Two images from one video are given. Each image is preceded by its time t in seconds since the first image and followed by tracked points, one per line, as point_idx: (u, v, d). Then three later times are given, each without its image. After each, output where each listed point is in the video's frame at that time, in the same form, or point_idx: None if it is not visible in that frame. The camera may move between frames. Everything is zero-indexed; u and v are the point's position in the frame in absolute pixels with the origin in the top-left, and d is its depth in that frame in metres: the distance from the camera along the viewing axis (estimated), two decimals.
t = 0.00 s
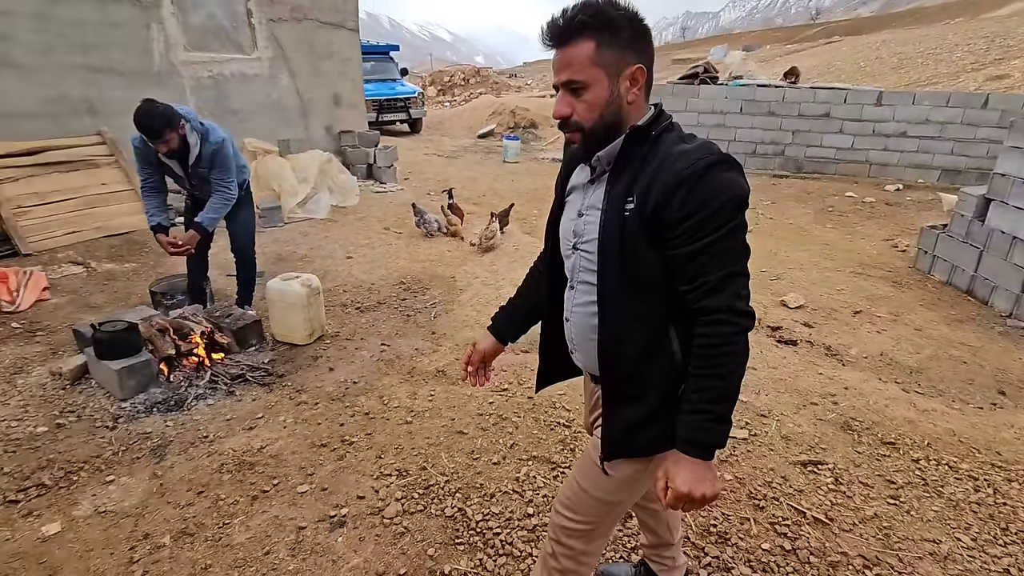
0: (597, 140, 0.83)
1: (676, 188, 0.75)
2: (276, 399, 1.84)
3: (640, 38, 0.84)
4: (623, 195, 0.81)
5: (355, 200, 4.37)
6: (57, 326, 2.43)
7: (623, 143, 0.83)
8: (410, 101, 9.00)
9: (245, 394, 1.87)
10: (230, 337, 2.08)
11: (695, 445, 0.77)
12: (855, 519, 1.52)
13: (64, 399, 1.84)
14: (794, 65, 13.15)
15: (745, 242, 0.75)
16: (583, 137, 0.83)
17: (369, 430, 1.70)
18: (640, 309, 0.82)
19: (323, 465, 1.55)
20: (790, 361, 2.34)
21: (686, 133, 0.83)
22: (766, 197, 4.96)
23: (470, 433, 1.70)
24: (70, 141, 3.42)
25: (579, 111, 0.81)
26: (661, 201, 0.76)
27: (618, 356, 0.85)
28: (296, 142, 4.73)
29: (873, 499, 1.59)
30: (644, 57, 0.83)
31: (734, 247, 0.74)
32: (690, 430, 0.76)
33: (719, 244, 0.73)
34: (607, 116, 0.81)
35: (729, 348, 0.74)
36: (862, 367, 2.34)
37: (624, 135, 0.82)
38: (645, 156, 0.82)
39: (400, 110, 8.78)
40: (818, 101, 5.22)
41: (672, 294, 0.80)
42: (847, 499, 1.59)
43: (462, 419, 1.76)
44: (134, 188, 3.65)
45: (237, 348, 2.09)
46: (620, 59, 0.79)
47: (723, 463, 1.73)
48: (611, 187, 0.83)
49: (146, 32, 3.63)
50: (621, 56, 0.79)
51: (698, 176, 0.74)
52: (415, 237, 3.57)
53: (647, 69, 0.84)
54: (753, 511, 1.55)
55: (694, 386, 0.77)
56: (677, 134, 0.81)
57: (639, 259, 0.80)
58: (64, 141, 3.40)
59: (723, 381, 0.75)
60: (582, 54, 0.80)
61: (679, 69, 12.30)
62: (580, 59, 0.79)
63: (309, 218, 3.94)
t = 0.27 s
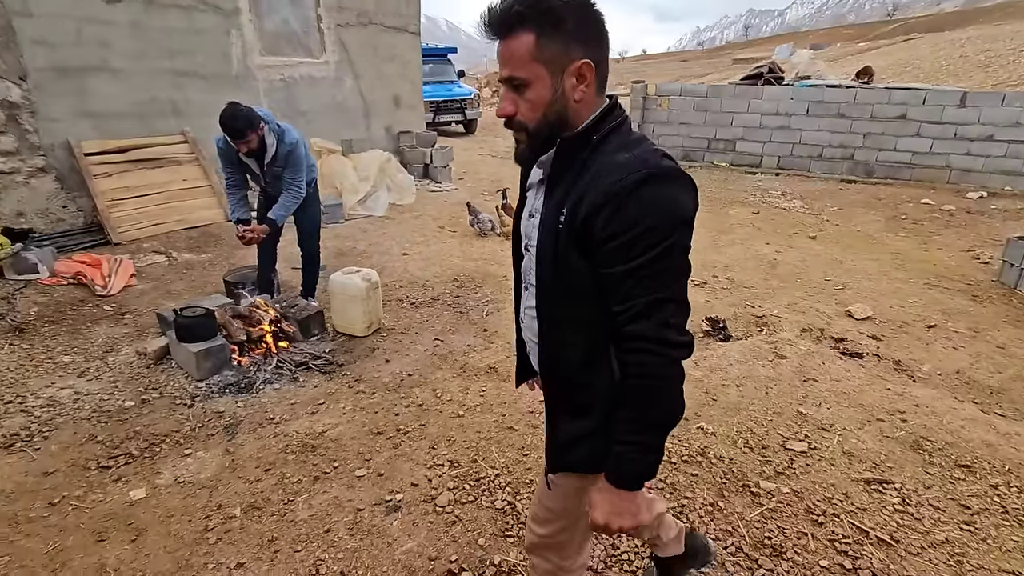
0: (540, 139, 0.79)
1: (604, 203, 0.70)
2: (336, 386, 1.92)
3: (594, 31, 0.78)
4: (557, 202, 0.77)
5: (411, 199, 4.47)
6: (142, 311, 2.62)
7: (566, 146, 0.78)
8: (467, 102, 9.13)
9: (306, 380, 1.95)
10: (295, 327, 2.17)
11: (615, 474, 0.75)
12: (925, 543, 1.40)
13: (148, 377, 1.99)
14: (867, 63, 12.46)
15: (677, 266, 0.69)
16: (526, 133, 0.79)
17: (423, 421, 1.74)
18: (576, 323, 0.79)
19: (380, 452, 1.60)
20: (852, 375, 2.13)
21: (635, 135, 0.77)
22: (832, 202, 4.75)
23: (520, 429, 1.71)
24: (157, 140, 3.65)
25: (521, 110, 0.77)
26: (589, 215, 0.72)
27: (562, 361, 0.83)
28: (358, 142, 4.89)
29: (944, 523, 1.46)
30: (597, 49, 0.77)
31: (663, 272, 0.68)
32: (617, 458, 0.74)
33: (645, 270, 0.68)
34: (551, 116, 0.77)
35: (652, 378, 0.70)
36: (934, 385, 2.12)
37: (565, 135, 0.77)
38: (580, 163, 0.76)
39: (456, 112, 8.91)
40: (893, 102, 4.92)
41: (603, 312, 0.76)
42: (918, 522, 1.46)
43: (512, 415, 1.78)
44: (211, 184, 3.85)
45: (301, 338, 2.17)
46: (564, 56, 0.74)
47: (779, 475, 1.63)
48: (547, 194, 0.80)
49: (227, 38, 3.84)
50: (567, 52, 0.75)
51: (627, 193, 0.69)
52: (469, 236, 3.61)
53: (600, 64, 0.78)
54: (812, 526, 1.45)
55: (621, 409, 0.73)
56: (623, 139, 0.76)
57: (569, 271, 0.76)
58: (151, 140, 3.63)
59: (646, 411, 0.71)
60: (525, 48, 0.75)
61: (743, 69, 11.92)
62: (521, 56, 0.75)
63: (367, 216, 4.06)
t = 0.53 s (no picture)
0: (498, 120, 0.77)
1: (535, 182, 0.67)
2: (385, 380, 1.96)
3: (566, 14, 0.75)
4: (508, 181, 0.76)
5: (459, 199, 4.53)
6: (207, 301, 2.74)
7: (520, 126, 0.76)
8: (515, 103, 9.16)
9: (357, 372, 2.00)
10: (347, 321, 2.22)
11: (487, 467, 0.70)
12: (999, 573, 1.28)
13: (212, 363, 2.08)
14: (937, 62, 11.81)
15: (596, 260, 0.64)
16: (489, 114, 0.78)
17: (468, 417, 1.76)
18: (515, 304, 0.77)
19: (427, 445, 1.63)
20: (919, 390, 1.99)
21: (593, 122, 0.73)
22: (897, 208, 4.54)
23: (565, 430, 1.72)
24: (224, 139, 3.82)
25: (484, 90, 0.76)
26: (522, 193, 0.70)
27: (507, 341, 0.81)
28: (410, 142, 4.98)
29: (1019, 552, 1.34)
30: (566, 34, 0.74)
31: (578, 262, 0.64)
32: (487, 444, 0.69)
33: (557, 253, 0.64)
34: (511, 97, 0.76)
35: (551, 371, 0.65)
36: (1011, 405, 1.96)
37: (518, 115, 0.76)
38: (533, 144, 0.74)
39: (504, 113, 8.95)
40: (969, 103, 4.67)
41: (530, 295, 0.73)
42: (990, 550, 1.34)
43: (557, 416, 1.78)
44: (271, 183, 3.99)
45: (352, 331, 2.23)
46: (524, 37, 0.72)
47: (836, 491, 1.52)
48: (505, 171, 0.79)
49: (289, 43, 3.99)
50: (527, 30, 0.72)
51: (554, 173, 0.66)
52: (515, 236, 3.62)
53: (569, 48, 0.75)
54: (871, 545, 1.35)
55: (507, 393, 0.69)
56: (576, 123, 0.72)
57: (507, 251, 0.74)
58: (219, 140, 3.80)
59: (546, 404, 0.67)
60: (484, 26, 0.74)
61: (802, 69, 11.51)
62: (479, 32, 0.73)
63: (417, 215, 4.13)
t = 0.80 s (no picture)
0: (429, 146, 0.78)
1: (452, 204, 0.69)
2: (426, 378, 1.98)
3: (491, 43, 0.76)
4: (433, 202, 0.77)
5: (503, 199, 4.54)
6: (259, 294, 2.83)
7: (444, 149, 0.77)
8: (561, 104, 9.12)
9: (399, 370, 2.03)
10: (390, 318, 2.25)
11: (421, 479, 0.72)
12: None
13: (262, 355, 2.15)
14: (1015, 60, 11.07)
15: (514, 277, 0.65)
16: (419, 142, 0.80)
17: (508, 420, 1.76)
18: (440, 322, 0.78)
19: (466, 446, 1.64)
20: (991, 414, 1.87)
21: (513, 143, 0.74)
22: (965, 216, 4.29)
23: (606, 437, 1.69)
24: (279, 138, 3.94)
25: (413, 118, 0.78)
26: (443, 215, 0.71)
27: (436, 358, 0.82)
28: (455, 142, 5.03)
29: None
30: (490, 63, 0.75)
31: (496, 280, 0.65)
32: (418, 460, 0.70)
33: (475, 273, 0.65)
34: (438, 124, 0.77)
35: (474, 388, 0.66)
36: None
37: (442, 141, 0.77)
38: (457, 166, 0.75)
39: (548, 112, 8.92)
40: None
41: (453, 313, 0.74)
42: None
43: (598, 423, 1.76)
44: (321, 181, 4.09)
45: (395, 329, 2.25)
46: (444, 69, 0.74)
47: (896, 517, 1.43)
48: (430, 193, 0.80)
49: (343, 45, 4.08)
50: (447, 61, 0.74)
51: (471, 195, 0.67)
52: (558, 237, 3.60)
53: (494, 75, 0.76)
54: None
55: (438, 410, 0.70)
56: (496, 145, 0.73)
57: (433, 271, 0.76)
58: (275, 139, 3.93)
59: (472, 419, 0.68)
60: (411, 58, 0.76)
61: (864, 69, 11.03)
62: (406, 64, 0.76)
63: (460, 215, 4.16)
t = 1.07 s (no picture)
0: (364, 133, 0.78)
1: (392, 183, 0.67)
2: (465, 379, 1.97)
3: (415, 24, 0.74)
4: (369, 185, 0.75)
5: (545, 199, 4.50)
6: (303, 289, 2.88)
7: (378, 132, 0.76)
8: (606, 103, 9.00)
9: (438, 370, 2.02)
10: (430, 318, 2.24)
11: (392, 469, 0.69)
12: None
13: (304, 350, 2.18)
14: None
15: (460, 252, 0.65)
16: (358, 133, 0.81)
17: (548, 427, 1.72)
18: (378, 309, 0.76)
19: (505, 452, 1.62)
20: None
21: (447, 122, 0.73)
22: None
23: (651, 450, 1.63)
24: (326, 137, 4.02)
25: (350, 107, 0.79)
26: (384, 195, 0.69)
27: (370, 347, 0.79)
28: (498, 141, 5.03)
29: None
30: (416, 46, 0.74)
31: (442, 257, 0.64)
32: (393, 449, 0.68)
33: (423, 252, 0.65)
34: (370, 110, 0.77)
35: (439, 367, 0.65)
36: None
37: (373, 129, 0.76)
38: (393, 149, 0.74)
39: (593, 111, 8.82)
40: None
41: (398, 296, 0.73)
42: None
43: (642, 435, 1.70)
44: (365, 179, 4.13)
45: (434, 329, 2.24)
46: (366, 56, 0.73)
47: (973, 555, 1.32)
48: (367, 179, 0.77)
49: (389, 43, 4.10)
50: (370, 48, 0.73)
51: (412, 171, 0.66)
52: (600, 239, 3.54)
53: (422, 59, 0.75)
54: None
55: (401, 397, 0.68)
56: (430, 125, 0.72)
57: (373, 255, 0.74)
58: (322, 138, 4.00)
59: (426, 402, 0.66)
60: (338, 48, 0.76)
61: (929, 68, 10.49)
62: (333, 55, 0.76)
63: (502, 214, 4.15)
